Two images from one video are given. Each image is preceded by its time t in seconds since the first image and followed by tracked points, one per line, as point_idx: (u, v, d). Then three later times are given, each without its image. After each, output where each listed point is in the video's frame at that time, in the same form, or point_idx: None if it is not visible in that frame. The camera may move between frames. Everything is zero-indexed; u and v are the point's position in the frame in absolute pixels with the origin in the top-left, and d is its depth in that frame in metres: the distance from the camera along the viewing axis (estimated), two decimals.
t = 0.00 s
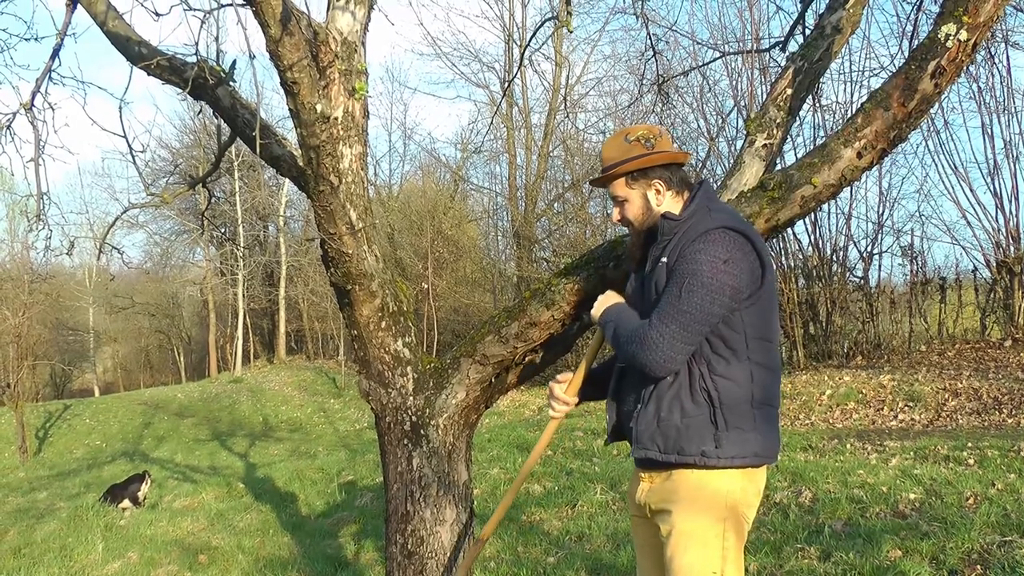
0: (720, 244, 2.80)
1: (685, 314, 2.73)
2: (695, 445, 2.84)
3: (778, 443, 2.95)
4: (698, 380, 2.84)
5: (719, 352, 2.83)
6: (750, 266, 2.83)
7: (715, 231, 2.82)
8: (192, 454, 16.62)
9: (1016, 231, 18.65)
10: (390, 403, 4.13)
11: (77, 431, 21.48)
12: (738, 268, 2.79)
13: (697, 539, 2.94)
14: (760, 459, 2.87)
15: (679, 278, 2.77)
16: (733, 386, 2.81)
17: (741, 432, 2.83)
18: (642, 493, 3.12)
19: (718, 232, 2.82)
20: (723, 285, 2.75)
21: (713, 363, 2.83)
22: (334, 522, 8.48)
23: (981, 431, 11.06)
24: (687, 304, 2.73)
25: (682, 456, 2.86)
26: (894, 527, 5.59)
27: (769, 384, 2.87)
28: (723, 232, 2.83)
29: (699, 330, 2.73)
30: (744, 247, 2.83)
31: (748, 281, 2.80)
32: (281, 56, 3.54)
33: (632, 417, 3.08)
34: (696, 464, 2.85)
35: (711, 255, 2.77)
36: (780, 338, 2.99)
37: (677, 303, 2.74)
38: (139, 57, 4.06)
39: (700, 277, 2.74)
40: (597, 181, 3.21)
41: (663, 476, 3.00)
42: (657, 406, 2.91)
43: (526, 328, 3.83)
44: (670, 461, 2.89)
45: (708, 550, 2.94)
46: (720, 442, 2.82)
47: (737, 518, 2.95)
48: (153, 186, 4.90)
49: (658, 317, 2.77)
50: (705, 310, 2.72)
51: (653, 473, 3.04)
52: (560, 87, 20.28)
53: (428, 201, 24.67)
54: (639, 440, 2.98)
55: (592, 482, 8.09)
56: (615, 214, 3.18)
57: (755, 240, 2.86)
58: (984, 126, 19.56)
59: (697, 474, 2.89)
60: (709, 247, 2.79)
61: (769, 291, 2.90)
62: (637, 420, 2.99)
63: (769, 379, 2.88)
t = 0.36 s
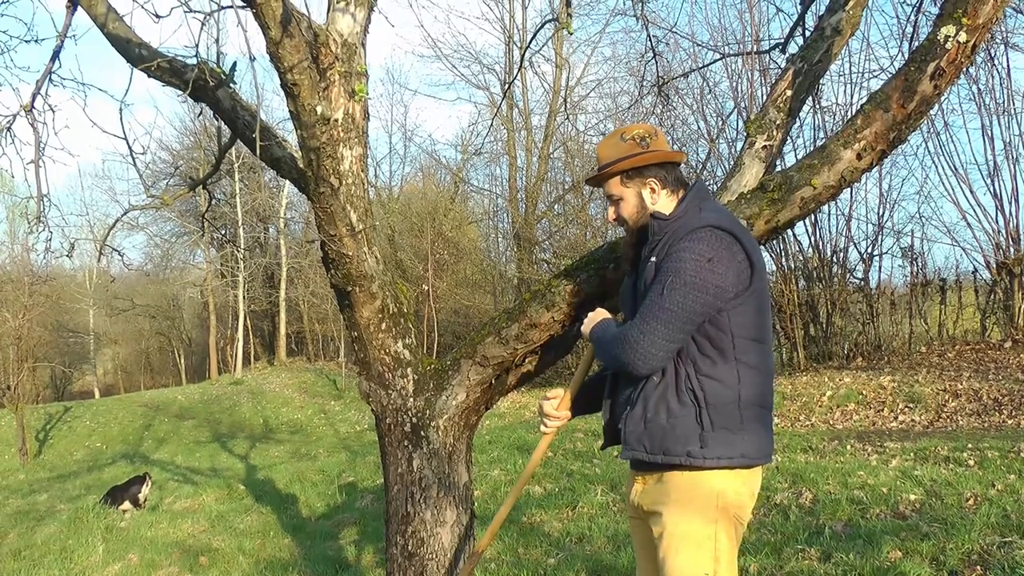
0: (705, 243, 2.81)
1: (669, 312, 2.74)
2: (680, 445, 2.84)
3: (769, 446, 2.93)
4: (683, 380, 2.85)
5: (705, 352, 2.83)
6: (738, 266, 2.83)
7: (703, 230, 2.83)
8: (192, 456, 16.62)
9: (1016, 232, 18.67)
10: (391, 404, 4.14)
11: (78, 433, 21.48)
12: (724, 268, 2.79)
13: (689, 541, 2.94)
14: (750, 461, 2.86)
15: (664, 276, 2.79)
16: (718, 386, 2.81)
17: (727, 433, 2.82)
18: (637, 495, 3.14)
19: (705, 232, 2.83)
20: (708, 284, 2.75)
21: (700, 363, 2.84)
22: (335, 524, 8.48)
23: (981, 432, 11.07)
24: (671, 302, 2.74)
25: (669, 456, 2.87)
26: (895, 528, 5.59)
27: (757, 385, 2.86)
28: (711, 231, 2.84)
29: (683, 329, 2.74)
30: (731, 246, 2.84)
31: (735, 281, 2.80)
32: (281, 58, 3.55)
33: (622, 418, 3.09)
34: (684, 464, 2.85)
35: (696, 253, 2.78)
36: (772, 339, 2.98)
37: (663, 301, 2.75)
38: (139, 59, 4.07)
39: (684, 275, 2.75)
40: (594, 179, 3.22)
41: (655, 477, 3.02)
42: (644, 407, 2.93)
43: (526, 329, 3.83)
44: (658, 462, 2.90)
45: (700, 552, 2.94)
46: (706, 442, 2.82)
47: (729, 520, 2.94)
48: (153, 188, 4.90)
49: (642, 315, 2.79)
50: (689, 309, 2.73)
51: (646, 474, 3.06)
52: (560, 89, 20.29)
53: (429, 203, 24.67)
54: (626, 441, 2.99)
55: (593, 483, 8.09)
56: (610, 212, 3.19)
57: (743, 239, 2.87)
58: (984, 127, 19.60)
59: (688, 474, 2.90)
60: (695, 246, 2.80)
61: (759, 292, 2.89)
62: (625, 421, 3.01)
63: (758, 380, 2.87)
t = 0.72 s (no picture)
0: (704, 245, 2.80)
1: (664, 313, 2.75)
2: (672, 447, 2.85)
3: (764, 450, 2.93)
4: (678, 381, 2.85)
5: (701, 354, 2.83)
6: (736, 269, 2.83)
7: (703, 232, 2.83)
8: (192, 456, 16.61)
9: (1016, 234, 18.67)
10: (391, 404, 4.14)
11: (77, 433, 21.47)
12: (722, 271, 2.78)
13: (681, 541, 2.95)
14: (742, 464, 2.86)
15: (662, 277, 2.79)
16: (712, 389, 2.81)
17: (720, 436, 2.82)
18: (630, 495, 3.14)
19: (704, 234, 2.83)
20: (704, 286, 2.75)
21: (695, 365, 2.84)
22: (335, 524, 8.48)
23: (980, 433, 11.08)
24: (666, 303, 2.75)
25: (660, 457, 2.87)
26: (895, 528, 5.60)
27: (753, 388, 2.85)
28: (710, 233, 2.83)
29: (678, 330, 2.75)
30: (731, 249, 2.84)
31: (733, 284, 2.80)
32: (282, 58, 3.55)
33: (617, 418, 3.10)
34: (675, 465, 2.86)
35: (695, 255, 2.78)
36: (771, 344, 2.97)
37: (658, 303, 2.76)
38: (139, 58, 4.07)
39: (681, 276, 2.76)
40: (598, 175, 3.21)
41: (648, 477, 3.02)
42: (638, 407, 2.94)
43: (526, 329, 3.83)
44: (649, 461, 2.90)
45: (691, 552, 2.94)
46: (698, 444, 2.82)
47: (722, 521, 2.94)
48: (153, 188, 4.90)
49: (638, 315, 2.80)
50: (683, 311, 2.74)
51: (638, 474, 3.06)
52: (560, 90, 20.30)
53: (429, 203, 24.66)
54: (620, 439, 3.00)
55: (592, 484, 8.09)
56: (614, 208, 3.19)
57: (744, 243, 2.86)
58: (984, 129, 19.61)
59: (680, 474, 2.90)
60: (694, 248, 2.80)
61: (758, 295, 2.88)
62: (619, 420, 3.02)
63: (754, 384, 2.86)
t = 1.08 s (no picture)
0: (713, 243, 2.81)
1: (670, 307, 2.75)
2: (669, 442, 2.84)
3: (761, 451, 2.92)
4: (678, 377, 2.85)
5: (703, 352, 2.83)
6: (745, 269, 2.83)
7: (713, 231, 2.84)
8: (192, 454, 16.62)
9: (1017, 234, 18.67)
10: (391, 404, 4.14)
11: (78, 431, 21.48)
12: (729, 270, 2.79)
13: (676, 539, 2.95)
14: (740, 463, 2.86)
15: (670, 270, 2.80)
16: (712, 387, 2.81)
17: (717, 434, 2.82)
18: (628, 491, 3.14)
19: (716, 232, 2.83)
20: (712, 283, 2.75)
21: (696, 363, 2.84)
22: (335, 523, 8.48)
23: (980, 434, 11.08)
24: (672, 298, 2.75)
25: (656, 451, 2.87)
26: (894, 529, 5.60)
27: (753, 389, 2.85)
28: (722, 232, 2.84)
29: (681, 325, 2.75)
30: (740, 249, 2.84)
31: (740, 284, 2.80)
32: (284, 56, 3.54)
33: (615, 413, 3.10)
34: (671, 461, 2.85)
35: (703, 252, 2.78)
36: (773, 347, 2.97)
37: (664, 296, 2.77)
38: (141, 57, 4.08)
39: (689, 271, 2.76)
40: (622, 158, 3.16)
41: (645, 475, 3.02)
42: (636, 402, 2.94)
43: (527, 329, 3.84)
44: (646, 456, 2.90)
45: (688, 551, 2.94)
46: (695, 441, 2.82)
47: (719, 520, 2.95)
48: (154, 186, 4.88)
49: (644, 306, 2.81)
50: (688, 306, 2.74)
51: (636, 472, 3.06)
52: (561, 89, 20.31)
53: (430, 202, 24.66)
54: (616, 433, 3.00)
55: (592, 483, 8.10)
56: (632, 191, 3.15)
57: (754, 245, 2.86)
58: (985, 130, 19.63)
59: (676, 471, 2.90)
60: (704, 245, 2.81)
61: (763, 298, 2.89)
62: (618, 414, 3.02)
63: (754, 385, 2.86)
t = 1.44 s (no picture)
0: (723, 240, 2.83)
1: (675, 298, 2.76)
2: (669, 437, 2.83)
3: (760, 451, 2.93)
4: (681, 373, 2.85)
5: (706, 348, 2.84)
6: (750, 270, 2.85)
7: (723, 229, 2.87)
8: (192, 454, 16.62)
9: (1017, 234, 18.67)
10: (391, 404, 4.14)
11: (77, 431, 21.47)
12: (736, 268, 2.81)
13: (680, 539, 2.94)
14: (741, 461, 2.87)
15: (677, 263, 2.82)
16: (714, 384, 2.82)
17: (718, 432, 2.82)
18: (628, 491, 3.13)
19: (726, 230, 2.86)
20: (719, 279, 2.77)
21: (699, 359, 2.84)
22: (334, 523, 8.48)
23: (979, 434, 11.07)
24: (678, 289, 2.76)
25: (658, 447, 2.86)
26: (894, 528, 5.60)
27: (753, 390, 2.87)
28: (731, 230, 2.87)
29: (686, 317, 2.76)
30: (748, 250, 2.87)
31: (745, 284, 2.82)
32: (283, 56, 3.54)
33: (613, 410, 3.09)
34: (673, 457, 2.84)
35: (712, 248, 2.80)
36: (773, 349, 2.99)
37: (671, 286, 2.77)
38: (140, 57, 4.07)
39: (697, 264, 2.78)
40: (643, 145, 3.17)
41: (646, 474, 3.02)
42: (637, 397, 2.93)
43: (527, 328, 3.84)
44: (646, 453, 2.89)
45: (692, 550, 2.94)
46: (696, 437, 2.81)
47: (722, 519, 2.95)
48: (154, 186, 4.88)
49: (648, 295, 2.81)
50: (694, 299, 2.75)
51: (637, 470, 3.05)
52: (561, 89, 20.30)
53: (430, 202, 24.66)
54: (616, 428, 2.98)
55: (592, 483, 8.10)
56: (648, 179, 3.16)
57: (762, 247, 2.88)
58: (985, 129, 19.62)
59: (680, 470, 2.90)
60: (713, 241, 2.82)
61: (766, 301, 2.92)
62: (617, 409, 3.00)
63: (754, 386, 2.87)
